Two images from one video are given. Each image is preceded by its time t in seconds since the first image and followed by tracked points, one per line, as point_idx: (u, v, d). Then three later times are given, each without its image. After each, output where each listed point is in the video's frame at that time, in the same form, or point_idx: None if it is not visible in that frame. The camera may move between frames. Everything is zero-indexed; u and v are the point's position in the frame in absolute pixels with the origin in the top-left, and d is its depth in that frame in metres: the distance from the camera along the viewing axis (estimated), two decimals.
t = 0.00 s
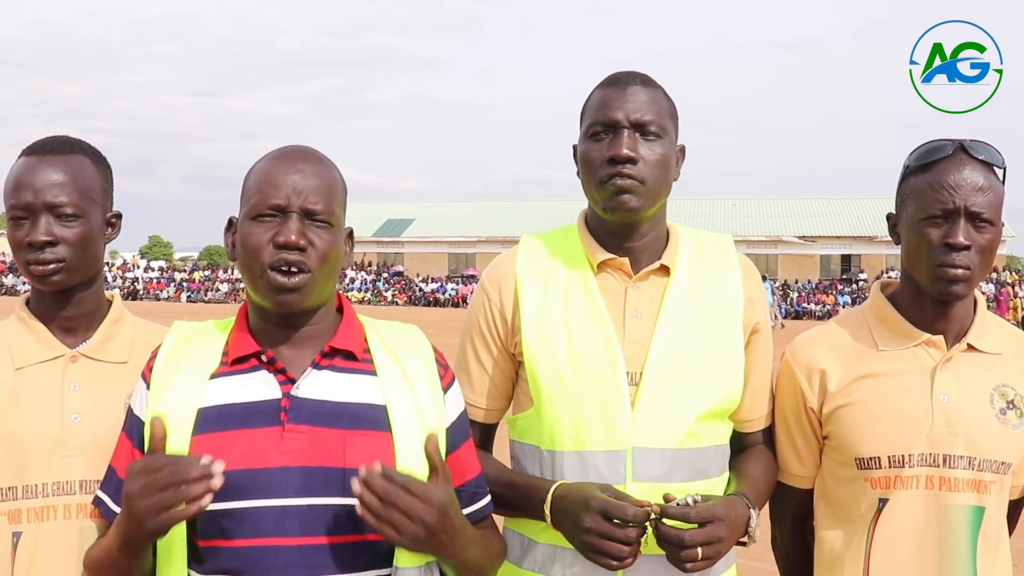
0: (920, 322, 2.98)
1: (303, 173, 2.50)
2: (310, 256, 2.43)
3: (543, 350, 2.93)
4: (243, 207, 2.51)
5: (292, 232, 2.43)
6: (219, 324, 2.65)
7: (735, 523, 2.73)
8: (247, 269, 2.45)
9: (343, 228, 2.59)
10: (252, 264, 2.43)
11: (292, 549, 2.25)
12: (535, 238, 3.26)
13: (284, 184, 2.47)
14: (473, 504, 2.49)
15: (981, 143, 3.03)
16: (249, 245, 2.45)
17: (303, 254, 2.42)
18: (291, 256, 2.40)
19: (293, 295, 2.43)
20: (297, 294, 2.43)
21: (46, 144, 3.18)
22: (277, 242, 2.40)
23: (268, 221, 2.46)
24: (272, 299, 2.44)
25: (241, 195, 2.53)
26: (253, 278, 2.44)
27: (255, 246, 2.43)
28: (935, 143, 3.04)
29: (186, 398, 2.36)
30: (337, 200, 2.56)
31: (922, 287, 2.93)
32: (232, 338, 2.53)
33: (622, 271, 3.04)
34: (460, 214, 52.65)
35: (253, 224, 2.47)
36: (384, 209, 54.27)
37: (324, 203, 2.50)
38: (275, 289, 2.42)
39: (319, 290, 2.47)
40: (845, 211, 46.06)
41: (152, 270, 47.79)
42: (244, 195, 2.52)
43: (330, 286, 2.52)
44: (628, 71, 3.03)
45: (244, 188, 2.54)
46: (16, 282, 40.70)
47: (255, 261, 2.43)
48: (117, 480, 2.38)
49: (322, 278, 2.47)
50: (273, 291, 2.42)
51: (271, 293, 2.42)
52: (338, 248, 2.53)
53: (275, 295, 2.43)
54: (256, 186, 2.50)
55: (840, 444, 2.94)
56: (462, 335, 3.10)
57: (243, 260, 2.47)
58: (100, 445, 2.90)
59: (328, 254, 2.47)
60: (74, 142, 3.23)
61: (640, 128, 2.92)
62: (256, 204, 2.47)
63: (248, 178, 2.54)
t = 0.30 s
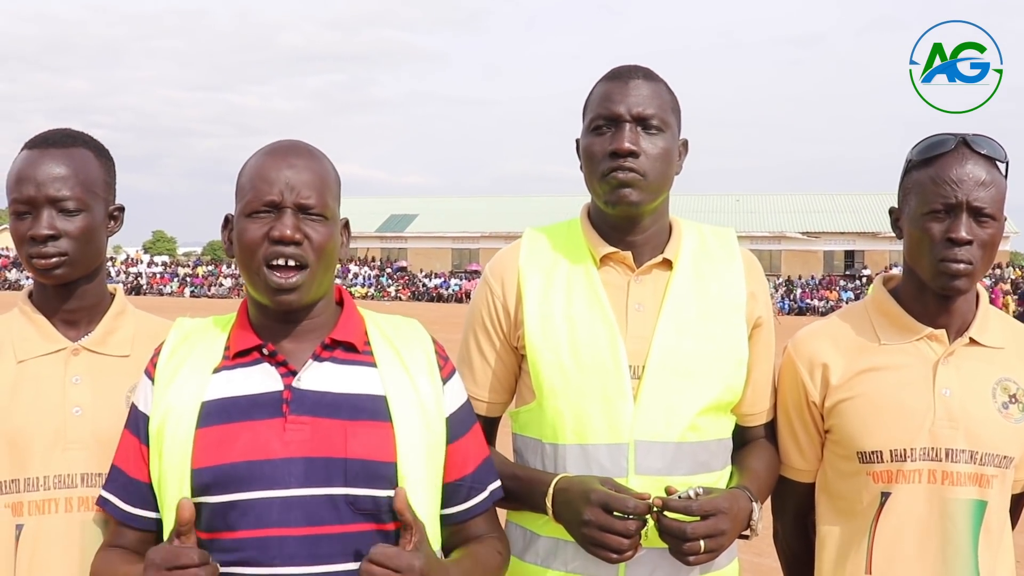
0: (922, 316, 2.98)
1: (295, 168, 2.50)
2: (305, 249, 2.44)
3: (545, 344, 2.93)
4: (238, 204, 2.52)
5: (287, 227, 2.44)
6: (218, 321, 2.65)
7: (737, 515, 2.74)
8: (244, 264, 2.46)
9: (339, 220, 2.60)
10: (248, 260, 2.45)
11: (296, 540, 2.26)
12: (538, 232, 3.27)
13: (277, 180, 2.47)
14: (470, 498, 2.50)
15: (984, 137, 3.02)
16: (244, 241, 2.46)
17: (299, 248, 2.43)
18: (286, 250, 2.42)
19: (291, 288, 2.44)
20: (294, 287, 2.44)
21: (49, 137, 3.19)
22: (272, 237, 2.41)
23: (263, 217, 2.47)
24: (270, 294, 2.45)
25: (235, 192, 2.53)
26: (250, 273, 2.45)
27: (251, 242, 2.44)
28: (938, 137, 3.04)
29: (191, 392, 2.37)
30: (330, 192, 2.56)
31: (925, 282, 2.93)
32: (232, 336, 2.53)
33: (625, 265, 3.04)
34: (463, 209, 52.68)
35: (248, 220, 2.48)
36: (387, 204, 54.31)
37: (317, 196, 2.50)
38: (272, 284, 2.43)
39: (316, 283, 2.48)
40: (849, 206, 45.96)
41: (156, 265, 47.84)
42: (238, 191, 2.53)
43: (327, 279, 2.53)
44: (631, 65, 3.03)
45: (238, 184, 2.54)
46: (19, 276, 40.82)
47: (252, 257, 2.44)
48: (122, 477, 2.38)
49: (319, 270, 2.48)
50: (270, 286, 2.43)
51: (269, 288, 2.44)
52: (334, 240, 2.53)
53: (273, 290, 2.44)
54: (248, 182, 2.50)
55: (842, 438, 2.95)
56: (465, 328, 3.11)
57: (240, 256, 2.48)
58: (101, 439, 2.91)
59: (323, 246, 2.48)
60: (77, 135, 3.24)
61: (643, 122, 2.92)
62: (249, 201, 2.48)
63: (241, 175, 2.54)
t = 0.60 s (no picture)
0: (924, 313, 2.98)
1: (293, 166, 2.49)
2: (305, 248, 2.44)
3: (546, 339, 2.93)
4: (236, 202, 2.51)
5: (286, 226, 2.43)
6: (218, 316, 2.65)
7: (738, 510, 2.74)
8: (244, 262, 2.47)
9: (337, 217, 2.60)
10: (248, 258, 2.45)
11: (295, 532, 2.26)
12: (540, 227, 3.26)
13: (275, 178, 2.46)
14: (464, 481, 2.45)
15: (986, 134, 3.02)
16: (243, 239, 2.46)
17: (298, 247, 2.43)
18: (286, 248, 2.42)
19: (291, 285, 2.44)
20: (294, 286, 2.44)
21: (49, 133, 3.18)
22: (272, 236, 2.41)
23: (262, 215, 2.47)
24: (270, 292, 2.45)
25: (234, 189, 2.53)
26: (251, 272, 2.46)
27: (251, 240, 2.45)
28: (939, 134, 3.03)
29: (193, 384, 2.37)
30: (328, 190, 2.55)
31: (926, 279, 2.92)
32: (232, 328, 2.54)
33: (626, 260, 3.04)
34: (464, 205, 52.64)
35: (247, 219, 2.48)
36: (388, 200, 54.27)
37: (315, 194, 2.50)
38: (273, 282, 2.43)
39: (316, 281, 2.48)
40: (851, 204, 45.89)
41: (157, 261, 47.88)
42: (237, 189, 2.52)
43: (327, 275, 2.53)
44: (632, 61, 3.01)
45: (236, 182, 2.54)
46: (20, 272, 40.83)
47: (252, 255, 2.44)
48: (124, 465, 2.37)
49: (318, 268, 2.49)
50: (270, 284, 2.44)
51: (269, 286, 2.44)
52: (332, 237, 2.53)
53: (273, 288, 2.44)
54: (246, 180, 2.49)
55: (843, 434, 2.94)
56: (466, 323, 3.11)
57: (239, 254, 2.48)
58: (102, 434, 2.91)
59: (322, 244, 2.48)
60: (77, 131, 3.24)
61: (644, 118, 2.91)
62: (248, 199, 2.47)
63: (239, 173, 2.54)
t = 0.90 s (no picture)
0: (927, 311, 2.98)
1: (295, 159, 2.50)
2: (302, 238, 2.44)
3: (549, 336, 2.93)
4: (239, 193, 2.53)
5: (284, 215, 2.44)
6: (222, 312, 2.65)
7: (739, 507, 2.74)
8: (243, 252, 2.47)
9: (338, 213, 2.60)
10: (246, 247, 2.45)
11: (296, 533, 2.27)
12: (542, 225, 3.25)
13: (277, 169, 2.47)
14: (468, 487, 2.47)
15: (988, 132, 3.01)
16: (242, 228, 2.47)
17: (295, 236, 2.43)
18: (282, 238, 2.41)
19: (287, 275, 2.43)
20: (289, 276, 2.43)
21: (52, 132, 3.19)
22: (270, 224, 2.41)
23: (262, 205, 2.47)
24: (266, 282, 2.45)
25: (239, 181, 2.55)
26: (248, 261, 2.46)
27: (249, 229, 2.45)
28: (942, 131, 3.03)
29: (193, 383, 2.37)
30: (330, 185, 2.56)
31: (929, 276, 2.92)
32: (234, 326, 2.54)
33: (628, 258, 3.04)
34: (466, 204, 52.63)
35: (247, 209, 2.49)
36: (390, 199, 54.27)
37: (316, 187, 2.50)
38: (268, 271, 2.43)
39: (312, 272, 2.47)
40: (853, 202, 45.81)
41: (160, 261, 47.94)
42: (241, 180, 2.54)
43: (325, 268, 2.52)
44: (634, 59, 3.01)
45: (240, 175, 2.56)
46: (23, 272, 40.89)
47: (249, 244, 2.45)
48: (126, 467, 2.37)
49: (315, 260, 2.48)
50: (266, 274, 2.43)
51: (265, 275, 2.43)
52: (332, 232, 2.53)
53: (268, 278, 2.43)
54: (250, 172, 2.51)
55: (846, 432, 2.94)
56: (469, 321, 3.11)
57: (239, 244, 2.48)
58: (105, 433, 2.91)
59: (320, 236, 2.47)
60: (80, 130, 3.24)
61: (646, 116, 2.91)
62: (249, 189, 2.49)
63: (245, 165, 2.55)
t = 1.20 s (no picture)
0: (929, 308, 2.98)
1: (285, 162, 2.50)
2: (291, 244, 2.44)
3: (551, 336, 2.94)
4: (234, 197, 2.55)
5: (272, 222, 2.43)
6: (224, 313, 2.65)
7: (741, 504, 2.74)
8: (235, 259, 2.48)
9: (334, 214, 2.58)
10: (238, 254, 2.47)
11: (299, 533, 2.27)
12: (544, 225, 3.25)
13: (267, 174, 2.48)
14: (477, 484, 2.51)
15: (990, 129, 3.01)
16: (234, 235, 2.48)
17: (283, 243, 2.42)
18: (271, 245, 2.41)
19: (277, 282, 2.43)
20: (279, 283, 2.43)
21: (55, 133, 3.20)
22: (258, 232, 2.42)
23: (254, 211, 2.48)
24: (257, 289, 2.46)
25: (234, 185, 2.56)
26: (240, 268, 2.47)
27: (240, 235, 2.46)
28: (944, 129, 3.03)
29: (195, 384, 2.38)
30: (325, 187, 2.55)
31: (932, 274, 2.92)
32: (236, 326, 2.55)
33: (630, 258, 3.04)
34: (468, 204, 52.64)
35: (240, 215, 2.50)
36: (392, 199, 54.29)
37: (307, 190, 2.49)
38: (259, 279, 2.43)
39: (303, 277, 2.47)
40: (855, 201, 45.75)
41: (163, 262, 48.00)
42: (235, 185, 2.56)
43: (319, 272, 2.51)
44: (635, 59, 3.02)
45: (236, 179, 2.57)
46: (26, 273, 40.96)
47: (240, 251, 2.46)
48: (123, 466, 2.37)
49: (306, 265, 2.47)
50: (257, 282, 2.44)
51: (256, 283, 2.44)
52: (326, 235, 2.52)
53: (259, 285, 2.44)
54: (243, 176, 2.52)
55: (850, 430, 2.94)
56: (471, 321, 3.11)
57: (232, 251, 2.50)
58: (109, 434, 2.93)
59: (311, 241, 2.47)
60: (84, 131, 3.25)
61: (646, 116, 2.91)
62: (241, 195, 2.50)
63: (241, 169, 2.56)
